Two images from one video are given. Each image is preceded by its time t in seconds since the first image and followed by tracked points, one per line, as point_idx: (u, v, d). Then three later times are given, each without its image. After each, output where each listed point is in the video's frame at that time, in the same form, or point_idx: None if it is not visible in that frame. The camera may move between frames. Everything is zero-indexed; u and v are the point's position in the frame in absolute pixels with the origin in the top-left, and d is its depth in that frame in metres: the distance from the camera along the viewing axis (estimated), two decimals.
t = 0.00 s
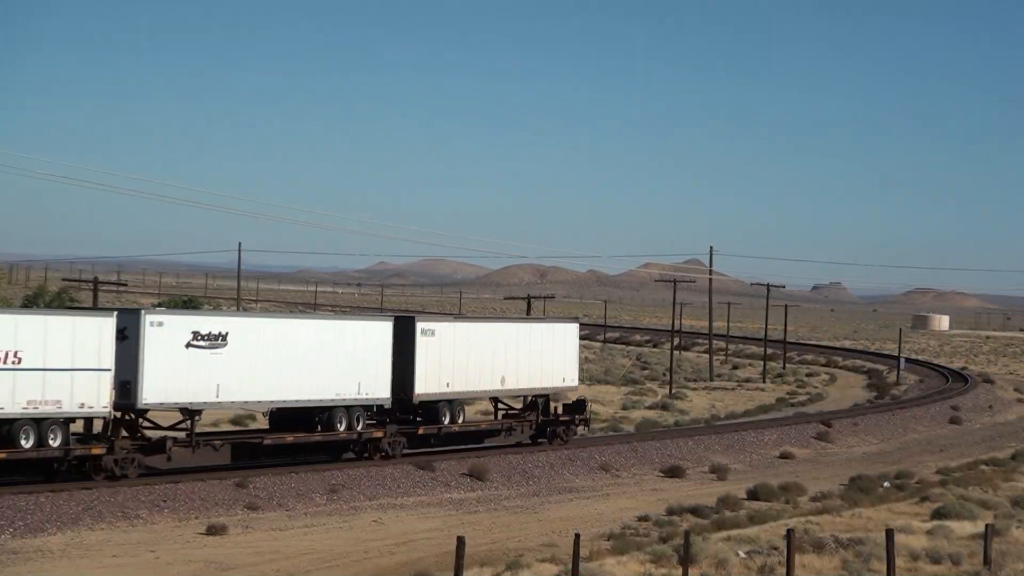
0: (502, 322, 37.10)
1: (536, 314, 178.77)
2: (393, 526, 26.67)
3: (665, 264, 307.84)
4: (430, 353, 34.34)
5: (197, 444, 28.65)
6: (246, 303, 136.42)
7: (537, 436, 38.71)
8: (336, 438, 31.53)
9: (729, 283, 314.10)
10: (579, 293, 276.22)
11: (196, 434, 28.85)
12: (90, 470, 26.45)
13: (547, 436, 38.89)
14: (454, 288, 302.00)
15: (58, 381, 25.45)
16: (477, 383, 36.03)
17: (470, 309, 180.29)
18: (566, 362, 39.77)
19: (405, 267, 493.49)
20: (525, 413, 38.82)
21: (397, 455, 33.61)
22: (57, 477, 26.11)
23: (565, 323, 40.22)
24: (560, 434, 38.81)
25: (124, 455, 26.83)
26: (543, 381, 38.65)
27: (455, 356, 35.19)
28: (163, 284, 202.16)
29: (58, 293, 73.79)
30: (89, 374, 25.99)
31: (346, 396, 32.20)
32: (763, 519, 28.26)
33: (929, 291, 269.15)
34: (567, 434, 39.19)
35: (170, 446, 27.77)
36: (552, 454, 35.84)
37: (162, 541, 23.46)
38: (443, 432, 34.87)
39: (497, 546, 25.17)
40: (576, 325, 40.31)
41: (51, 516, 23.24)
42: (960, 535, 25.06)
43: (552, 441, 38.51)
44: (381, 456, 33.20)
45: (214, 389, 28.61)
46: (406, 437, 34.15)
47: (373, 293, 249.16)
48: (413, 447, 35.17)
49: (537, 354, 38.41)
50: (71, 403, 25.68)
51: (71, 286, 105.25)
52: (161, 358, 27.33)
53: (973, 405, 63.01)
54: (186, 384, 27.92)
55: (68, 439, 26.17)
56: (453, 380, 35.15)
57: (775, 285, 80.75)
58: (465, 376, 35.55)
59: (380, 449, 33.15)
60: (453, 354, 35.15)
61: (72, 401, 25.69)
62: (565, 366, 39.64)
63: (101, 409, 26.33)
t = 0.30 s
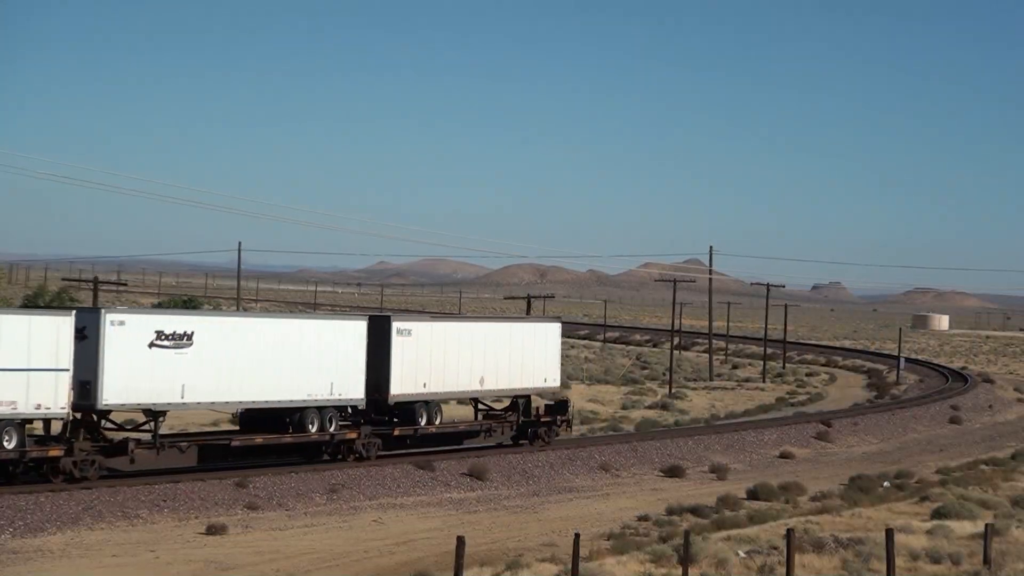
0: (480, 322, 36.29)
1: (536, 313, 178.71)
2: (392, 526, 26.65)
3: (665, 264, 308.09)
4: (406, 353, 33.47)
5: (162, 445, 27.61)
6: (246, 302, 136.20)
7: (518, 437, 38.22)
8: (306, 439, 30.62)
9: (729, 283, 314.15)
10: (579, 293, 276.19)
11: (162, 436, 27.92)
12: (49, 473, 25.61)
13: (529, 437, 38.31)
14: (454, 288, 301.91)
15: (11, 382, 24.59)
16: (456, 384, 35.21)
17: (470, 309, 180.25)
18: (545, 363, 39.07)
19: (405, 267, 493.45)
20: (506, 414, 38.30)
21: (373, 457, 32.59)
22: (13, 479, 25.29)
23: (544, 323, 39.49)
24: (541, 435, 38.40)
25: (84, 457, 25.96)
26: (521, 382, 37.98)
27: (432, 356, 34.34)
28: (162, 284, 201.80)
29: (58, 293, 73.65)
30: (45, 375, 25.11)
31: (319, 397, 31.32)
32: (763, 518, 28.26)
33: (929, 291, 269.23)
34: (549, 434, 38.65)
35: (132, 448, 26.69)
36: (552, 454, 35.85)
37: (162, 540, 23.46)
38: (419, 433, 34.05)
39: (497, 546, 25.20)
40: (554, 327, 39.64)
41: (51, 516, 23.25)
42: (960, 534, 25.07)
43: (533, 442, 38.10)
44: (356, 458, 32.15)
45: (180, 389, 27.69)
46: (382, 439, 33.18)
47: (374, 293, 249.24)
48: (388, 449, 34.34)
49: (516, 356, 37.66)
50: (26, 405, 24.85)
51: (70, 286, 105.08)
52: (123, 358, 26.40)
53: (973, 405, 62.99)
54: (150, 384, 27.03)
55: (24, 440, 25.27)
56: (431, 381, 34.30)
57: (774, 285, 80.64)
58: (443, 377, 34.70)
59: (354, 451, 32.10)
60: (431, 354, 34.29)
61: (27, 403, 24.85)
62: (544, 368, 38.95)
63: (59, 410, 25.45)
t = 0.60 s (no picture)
0: (457, 321, 35.70)
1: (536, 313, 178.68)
2: (392, 526, 26.64)
3: (665, 263, 308.01)
4: (380, 353, 32.90)
5: (124, 447, 27.06)
6: (246, 302, 135.94)
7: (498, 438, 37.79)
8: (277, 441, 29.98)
9: (729, 282, 314.13)
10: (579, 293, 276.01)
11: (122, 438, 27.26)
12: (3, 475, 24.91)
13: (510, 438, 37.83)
14: (453, 288, 301.73)
15: None
16: (432, 384, 34.66)
17: (470, 309, 180.08)
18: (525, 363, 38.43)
19: (405, 267, 493.33)
20: (486, 414, 37.83)
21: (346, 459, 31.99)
22: None
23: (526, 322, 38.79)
24: (522, 436, 37.95)
25: (40, 459, 25.29)
26: (502, 382, 37.36)
27: (408, 356, 33.78)
28: (161, 283, 201.36)
29: (57, 293, 73.48)
30: None
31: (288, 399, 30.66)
32: (763, 518, 28.25)
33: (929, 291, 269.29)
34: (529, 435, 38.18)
35: (92, 450, 26.09)
36: (552, 454, 35.85)
37: (162, 540, 23.45)
38: (395, 434, 33.61)
39: (497, 545, 25.20)
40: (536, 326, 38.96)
41: (51, 516, 23.26)
42: (960, 534, 25.05)
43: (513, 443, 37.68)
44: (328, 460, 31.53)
45: (141, 390, 26.85)
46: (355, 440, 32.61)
47: (375, 293, 248.94)
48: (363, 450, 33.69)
49: (494, 355, 37.02)
50: None
51: (69, 286, 104.85)
52: (81, 357, 25.49)
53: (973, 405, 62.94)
54: (111, 384, 26.22)
55: None
56: (406, 381, 33.73)
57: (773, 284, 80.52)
58: (419, 377, 34.14)
59: (326, 453, 31.44)
60: (404, 355, 33.66)
61: None
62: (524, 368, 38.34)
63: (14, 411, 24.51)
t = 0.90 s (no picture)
0: (433, 321, 35.46)
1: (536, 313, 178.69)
2: (392, 526, 26.64)
3: (666, 263, 307.99)
4: (354, 353, 32.52)
5: (85, 449, 26.50)
6: (245, 302, 135.68)
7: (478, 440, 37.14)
8: (246, 442, 29.42)
9: (730, 282, 314.26)
10: (579, 293, 275.83)
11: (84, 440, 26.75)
12: None
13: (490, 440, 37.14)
14: (453, 287, 301.65)
15: None
16: (408, 385, 34.35)
17: (470, 309, 179.83)
18: (503, 363, 38.13)
19: (405, 267, 493.16)
20: (465, 416, 37.33)
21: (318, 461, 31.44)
22: None
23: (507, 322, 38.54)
24: (502, 437, 37.32)
25: None
26: (480, 382, 37.11)
27: (383, 356, 33.49)
28: (161, 283, 200.97)
29: (57, 292, 73.38)
30: None
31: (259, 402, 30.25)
32: (763, 518, 28.25)
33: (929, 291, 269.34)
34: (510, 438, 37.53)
35: (50, 452, 25.58)
36: (552, 454, 35.84)
37: (162, 540, 23.45)
38: (369, 435, 33.17)
39: (497, 545, 25.21)
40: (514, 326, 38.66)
41: (51, 516, 23.26)
42: (960, 534, 25.05)
43: (492, 445, 37.06)
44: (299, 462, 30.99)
45: (101, 391, 26.33)
46: (327, 443, 32.09)
47: (376, 292, 248.30)
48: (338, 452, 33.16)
49: (472, 355, 36.74)
50: None
51: (69, 286, 104.56)
52: (38, 358, 24.99)
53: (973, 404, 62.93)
54: (69, 385, 25.66)
55: None
56: (380, 381, 33.44)
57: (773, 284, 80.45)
58: (394, 377, 33.86)
59: (297, 455, 30.95)
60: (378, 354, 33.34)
61: None
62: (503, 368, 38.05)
63: None
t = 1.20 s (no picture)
0: (407, 320, 34.97)
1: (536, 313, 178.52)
2: (392, 526, 26.62)
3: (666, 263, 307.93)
4: (325, 354, 31.95)
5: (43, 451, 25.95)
6: (244, 302, 135.42)
7: (457, 442, 36.46)
8: (211, 443, 28.95)
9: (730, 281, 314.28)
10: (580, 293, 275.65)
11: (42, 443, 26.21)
12: None
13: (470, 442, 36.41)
14: (453, 287, 301.49)
15: None
16: (382, 386, 33.85)
17: (470, 309, 179.57)
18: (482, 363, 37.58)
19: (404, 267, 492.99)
20: (443, 418, 36.59)
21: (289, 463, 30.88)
22: None
23: (486, 322, 38.01)
24: (480, 439, 36.39)
25: None
26: (458, 382, 36.59)
27: (356, 356, 32.95)
28: (161, 283, 200.70)
29: (56, 293, 73.30)
30: None
31: (226, 403, 29.75)
32: (763, 518, 28.24)
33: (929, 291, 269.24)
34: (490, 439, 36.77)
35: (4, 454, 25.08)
36: (551, 454, 35.83)
37: (162, 540, 23.43)
38: (341, 437, 32.35)
39: (497, 545, 25.21)
40: (493, 325, 38.05)
41: (51, 516, 23.26)
42: (959, 534, 25.04)
43: (470, 446, 36.15)
44: (269, 464, 30.48)
45: (58, 392, 26.01)
46: (298, 444, 31.47)
47: (376, 292, 248.13)
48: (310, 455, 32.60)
49: (449, 356, 36.22)
50: None
51: (69, 286, 104.37)
52: None
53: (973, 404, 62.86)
54: (21, 385, 25.35)
55: None
56: (355, 382, 32.92)
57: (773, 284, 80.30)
58: (368, 377, 33.35)
59: (267, 457, 30.42)
60: (351, 355, 32.79)
61: None
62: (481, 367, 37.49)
63: None
